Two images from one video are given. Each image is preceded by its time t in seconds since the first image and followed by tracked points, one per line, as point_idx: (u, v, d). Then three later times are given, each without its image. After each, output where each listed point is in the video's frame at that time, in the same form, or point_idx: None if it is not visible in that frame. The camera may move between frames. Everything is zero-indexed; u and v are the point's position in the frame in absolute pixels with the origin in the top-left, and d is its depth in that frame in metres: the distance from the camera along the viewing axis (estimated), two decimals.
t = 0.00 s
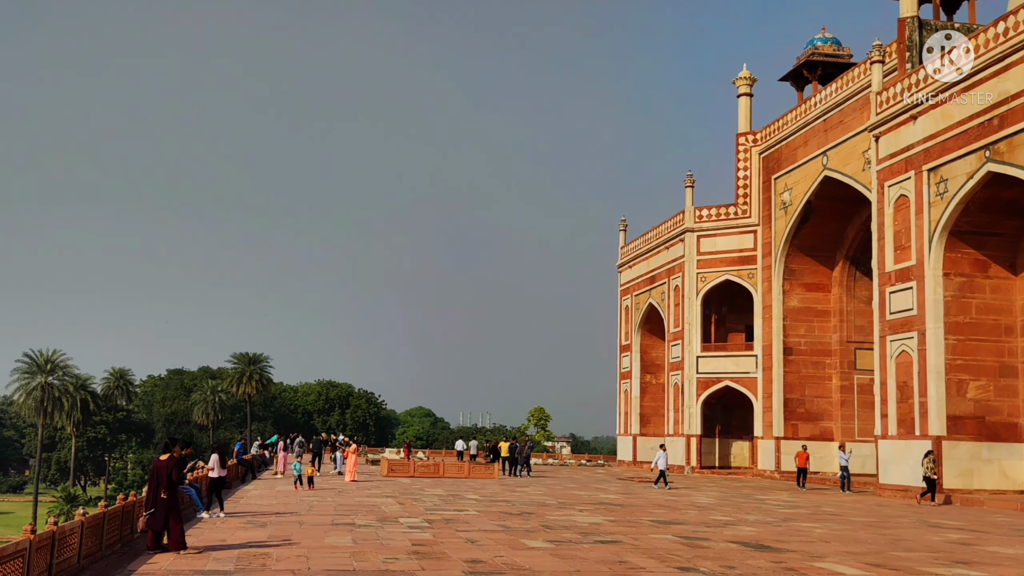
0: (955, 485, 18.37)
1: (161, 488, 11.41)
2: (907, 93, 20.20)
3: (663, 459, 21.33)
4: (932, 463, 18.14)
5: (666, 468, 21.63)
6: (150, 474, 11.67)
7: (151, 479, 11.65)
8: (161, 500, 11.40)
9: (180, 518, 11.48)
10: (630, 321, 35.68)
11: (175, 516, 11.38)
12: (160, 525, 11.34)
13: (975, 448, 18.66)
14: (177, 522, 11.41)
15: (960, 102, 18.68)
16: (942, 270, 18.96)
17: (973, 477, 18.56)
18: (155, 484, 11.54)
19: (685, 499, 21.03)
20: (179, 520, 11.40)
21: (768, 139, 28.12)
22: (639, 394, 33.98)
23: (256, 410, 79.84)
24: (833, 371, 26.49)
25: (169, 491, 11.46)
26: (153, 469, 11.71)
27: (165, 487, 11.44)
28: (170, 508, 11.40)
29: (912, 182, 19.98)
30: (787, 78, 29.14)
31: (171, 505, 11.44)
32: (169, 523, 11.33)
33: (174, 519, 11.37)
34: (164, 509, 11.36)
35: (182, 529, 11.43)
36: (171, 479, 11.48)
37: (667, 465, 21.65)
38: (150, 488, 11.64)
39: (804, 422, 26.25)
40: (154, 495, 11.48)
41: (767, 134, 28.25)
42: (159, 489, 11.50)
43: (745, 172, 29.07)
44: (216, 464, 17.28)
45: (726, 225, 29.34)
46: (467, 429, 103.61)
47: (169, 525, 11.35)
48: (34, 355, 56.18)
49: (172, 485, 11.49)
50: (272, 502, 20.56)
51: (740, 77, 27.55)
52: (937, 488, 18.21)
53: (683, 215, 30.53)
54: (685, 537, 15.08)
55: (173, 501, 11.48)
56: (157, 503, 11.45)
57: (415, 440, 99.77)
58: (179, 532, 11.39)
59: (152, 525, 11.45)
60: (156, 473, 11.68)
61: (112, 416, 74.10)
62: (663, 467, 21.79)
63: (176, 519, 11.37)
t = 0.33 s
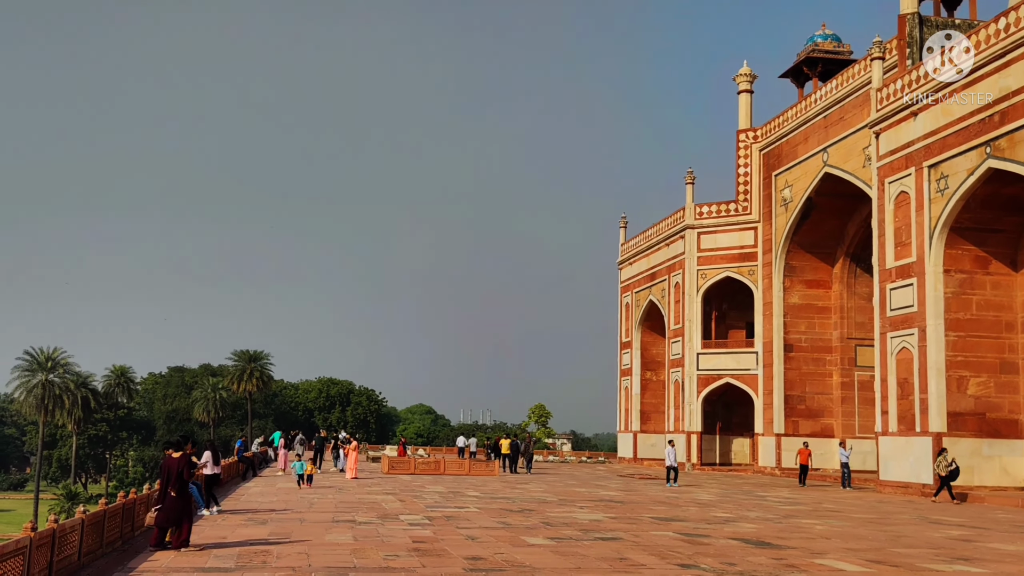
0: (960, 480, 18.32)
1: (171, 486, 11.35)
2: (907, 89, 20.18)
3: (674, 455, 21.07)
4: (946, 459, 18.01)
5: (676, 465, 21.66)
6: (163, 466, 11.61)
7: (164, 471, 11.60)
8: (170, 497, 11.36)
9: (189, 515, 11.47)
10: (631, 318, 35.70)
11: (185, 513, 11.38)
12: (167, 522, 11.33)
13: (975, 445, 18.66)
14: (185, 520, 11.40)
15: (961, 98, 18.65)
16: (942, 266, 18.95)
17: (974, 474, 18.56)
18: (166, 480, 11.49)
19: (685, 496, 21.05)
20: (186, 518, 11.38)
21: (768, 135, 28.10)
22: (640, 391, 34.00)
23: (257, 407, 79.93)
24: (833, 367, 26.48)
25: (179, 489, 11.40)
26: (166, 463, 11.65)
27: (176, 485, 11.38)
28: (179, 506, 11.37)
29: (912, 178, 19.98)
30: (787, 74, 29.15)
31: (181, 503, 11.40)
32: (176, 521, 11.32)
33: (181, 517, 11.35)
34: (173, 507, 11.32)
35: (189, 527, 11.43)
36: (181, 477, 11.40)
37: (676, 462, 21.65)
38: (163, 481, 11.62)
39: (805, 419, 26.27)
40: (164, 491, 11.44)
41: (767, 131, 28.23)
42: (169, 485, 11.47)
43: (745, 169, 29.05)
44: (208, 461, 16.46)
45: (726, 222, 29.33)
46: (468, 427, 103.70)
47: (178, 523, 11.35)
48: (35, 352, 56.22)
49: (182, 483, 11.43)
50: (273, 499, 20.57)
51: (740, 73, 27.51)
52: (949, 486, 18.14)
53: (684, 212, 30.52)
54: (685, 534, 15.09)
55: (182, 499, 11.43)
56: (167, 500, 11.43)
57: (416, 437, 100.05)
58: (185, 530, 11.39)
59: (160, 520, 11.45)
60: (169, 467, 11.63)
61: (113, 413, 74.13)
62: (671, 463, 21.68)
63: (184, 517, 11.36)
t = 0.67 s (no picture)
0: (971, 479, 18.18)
1: (183, 482, 11.36)
2: (907, 87, 20.21)
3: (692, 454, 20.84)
4: (962, 455, 17.98)
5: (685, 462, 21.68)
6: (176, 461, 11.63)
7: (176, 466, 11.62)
8: (181, 494, 11.36)
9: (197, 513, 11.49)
10: (631, 315, 35.74)
11: (194, 511, 11.42)
12: (178, 518, 11.37)
13: (974, 442, 18.73)
14: (193, 518, 11.43)
15: (961, 96, 18.68)
16: (941, 264, 19.00)
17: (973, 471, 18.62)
18: (177, 476, 11.50)
19: (685, 492, 21.11)
20: (194, 516, 11.41)
21: (768, 133, 28.13)
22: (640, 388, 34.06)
23: (257, 404, 79.94)
24: (833, 364, 26.54)
25: (190, 486, 11.42)
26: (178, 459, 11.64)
27: (188, 482, 11.39)
28: (189, 503, 11.39)
29: (912, 175, 20.02)
30: (788, 72, 29.17)
31: (189, 501, 11.42)
32: (186, 518, 11.35)
33: (190, 515, 11.38)
34: (185, 503, 11.35)
35: (196, 525, 11.46)
36: (191, 474, 11.43)
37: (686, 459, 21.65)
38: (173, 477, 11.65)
39: (805, 416, 26.34)
40: (175, 488, 11.45)
41: (767, 128, 28.26)
42: (181, 481, 11.46)
43: (745, 166, 29.06)
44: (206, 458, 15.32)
45: (727, 219, 29.36)
46: (468, 423, 103.66)
47: (187, 520, 11.37)
48: (34, 348, 56.17)
49: (194, 480, 11.46)
50: (273, 496, 20.61)
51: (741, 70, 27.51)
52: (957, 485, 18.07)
53: (684, 209, 30.55)
54: (685, 531, 15.13)
55: (193, 496, 11.46)
56: (178, 496, 11.44)
57: (416, 434, 100.19)
58: (192, 528, 11.42)
59: (170, 516, 11.48)
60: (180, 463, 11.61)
61: (112, 410, 74.16)
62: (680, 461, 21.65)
63: (192, 515, 11.39)
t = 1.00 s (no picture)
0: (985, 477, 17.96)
1: (188, 475, 11.42)
2: (907, 84, 20.24)
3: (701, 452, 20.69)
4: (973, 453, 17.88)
5: (693, 460, 21.70)
6: (181, 457, 11.72)
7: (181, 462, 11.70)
8: (187, 487, 11.38)
9: (202, 509, 11.40)
10: (631, 312, 35.80)
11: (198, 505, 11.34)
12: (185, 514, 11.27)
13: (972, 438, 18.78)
14: (199, 514, 11.37)
15: (960, 93, 18.71)
16: (940, 261, 19.04)
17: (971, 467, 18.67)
18: (184, 472, 11.58)
19: (685, 488, 21.17)
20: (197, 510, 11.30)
21: (768, 129, 28.15)
22: (639, 384, 34.12)
23: (257, 401, 79.99)
24: (832, 361, 26.59)
25: (196, 478, 11.47)
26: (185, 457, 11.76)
27: (195, 475, 11.48)
28: (196, 497, 11.38)
29: (911, 172, 20.06)
30: (788, 69, 29.20)
31: (195, 494, 11.39)
32: (193, 511, 11.28)
33: (194, 508, 11.29)
34: (190, 495, 11.33)
35: (200, 522, 11.38)
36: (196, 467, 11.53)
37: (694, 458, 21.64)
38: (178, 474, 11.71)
39: (804, 412, 26.40)
40: (182, 484, 11.50)
41: (767, 125, 28.29)
42: (188, 476, 11.52)
43: (745, 163, 29.11)
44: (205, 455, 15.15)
45: (726, 216, 29.42)
46: (468, 421, 103.66)
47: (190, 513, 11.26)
48: (33, 344, 56.16)
49: (199, 473, 11.52)
50: (273, 492, 20.65)
51: (741, 67, 27.54)
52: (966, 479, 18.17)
53: (684, 206, 30.60)
54: (684, 527, 15.19)
55: (199, 490, 11.45)
56: (183, 492, 11.45)
57: (415, 430, 100.44)
58: (197, 524, 11.33)
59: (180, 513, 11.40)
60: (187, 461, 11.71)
61: (111, 407, 74.16)
62: (689, 458, 21.64)
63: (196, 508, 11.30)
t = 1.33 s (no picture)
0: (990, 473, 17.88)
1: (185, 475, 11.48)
2: (907, 81, 20.24)
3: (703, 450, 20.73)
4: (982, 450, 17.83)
5: (703, 458, 21.76)
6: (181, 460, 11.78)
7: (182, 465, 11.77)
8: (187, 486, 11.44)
9: (202, 505, 11.35)
10: (630, 309, 35.83)
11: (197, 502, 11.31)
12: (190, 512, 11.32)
13: (970, 434, 18.81)
14: (203, 510, 11.37)
15: (960, 90, 18.72)
16: (939, 257, 19.06)
17: (969, 463, 18.71)
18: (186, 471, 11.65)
19: (684, 485, 21.19)
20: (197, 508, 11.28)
21: (768, 126, 28.16)
22: (639, 380, 34.15)
23: (256, 397, 80.01)
24: (831, 357, 26.61)
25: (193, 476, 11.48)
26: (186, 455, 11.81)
27: (192, 474, 11.49)
28: (197, 495, 11.38)
29: (910, 169, 20.07)
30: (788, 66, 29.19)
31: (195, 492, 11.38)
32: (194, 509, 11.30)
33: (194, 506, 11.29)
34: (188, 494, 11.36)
35: (204, 518, 11.37)
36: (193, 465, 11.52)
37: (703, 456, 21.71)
38: (182, 475, 11.76)
39: (803, 408, 26.43)
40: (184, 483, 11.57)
41: (767, 122, 28.29)
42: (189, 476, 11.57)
43: (745, 159, 29.12)
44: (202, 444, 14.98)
45: (726, 212, 29.44)
46: (470, 417, 103.86)
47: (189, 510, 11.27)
48: (32, 341, 56.23)
49: (196, 471, 11.52)
50: (272, 488, 20.67)
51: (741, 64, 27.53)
52: (977, 476, 18.20)
53: (684, 202, 30.63)
54: (683, 523, 15.21)
55: (199, 487, 11.44)
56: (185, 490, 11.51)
57: (415, 427, 100.53)
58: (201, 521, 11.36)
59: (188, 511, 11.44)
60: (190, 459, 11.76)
61: (110, 403, 74.18)
62: (699, 455, 21.68)
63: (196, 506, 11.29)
